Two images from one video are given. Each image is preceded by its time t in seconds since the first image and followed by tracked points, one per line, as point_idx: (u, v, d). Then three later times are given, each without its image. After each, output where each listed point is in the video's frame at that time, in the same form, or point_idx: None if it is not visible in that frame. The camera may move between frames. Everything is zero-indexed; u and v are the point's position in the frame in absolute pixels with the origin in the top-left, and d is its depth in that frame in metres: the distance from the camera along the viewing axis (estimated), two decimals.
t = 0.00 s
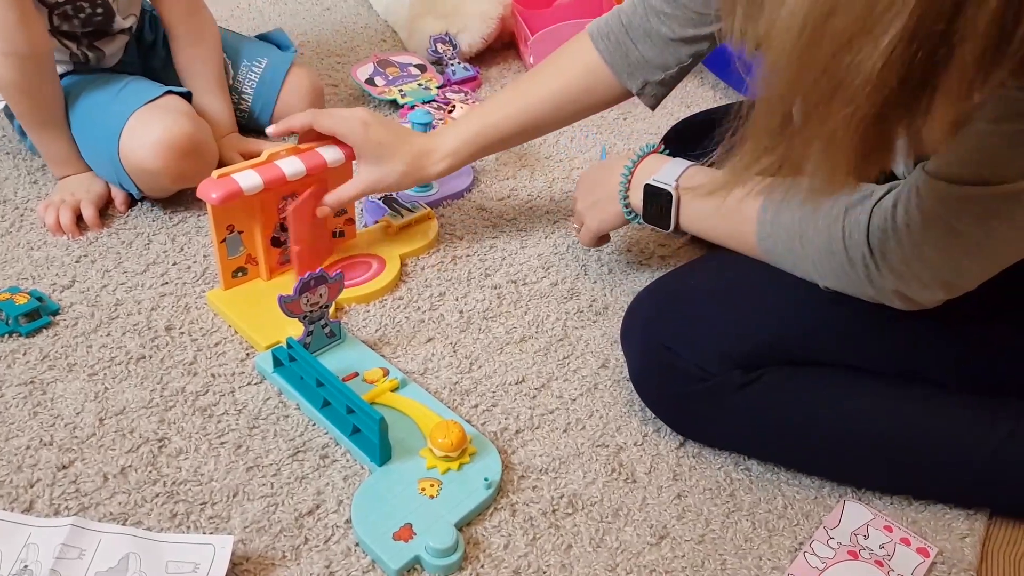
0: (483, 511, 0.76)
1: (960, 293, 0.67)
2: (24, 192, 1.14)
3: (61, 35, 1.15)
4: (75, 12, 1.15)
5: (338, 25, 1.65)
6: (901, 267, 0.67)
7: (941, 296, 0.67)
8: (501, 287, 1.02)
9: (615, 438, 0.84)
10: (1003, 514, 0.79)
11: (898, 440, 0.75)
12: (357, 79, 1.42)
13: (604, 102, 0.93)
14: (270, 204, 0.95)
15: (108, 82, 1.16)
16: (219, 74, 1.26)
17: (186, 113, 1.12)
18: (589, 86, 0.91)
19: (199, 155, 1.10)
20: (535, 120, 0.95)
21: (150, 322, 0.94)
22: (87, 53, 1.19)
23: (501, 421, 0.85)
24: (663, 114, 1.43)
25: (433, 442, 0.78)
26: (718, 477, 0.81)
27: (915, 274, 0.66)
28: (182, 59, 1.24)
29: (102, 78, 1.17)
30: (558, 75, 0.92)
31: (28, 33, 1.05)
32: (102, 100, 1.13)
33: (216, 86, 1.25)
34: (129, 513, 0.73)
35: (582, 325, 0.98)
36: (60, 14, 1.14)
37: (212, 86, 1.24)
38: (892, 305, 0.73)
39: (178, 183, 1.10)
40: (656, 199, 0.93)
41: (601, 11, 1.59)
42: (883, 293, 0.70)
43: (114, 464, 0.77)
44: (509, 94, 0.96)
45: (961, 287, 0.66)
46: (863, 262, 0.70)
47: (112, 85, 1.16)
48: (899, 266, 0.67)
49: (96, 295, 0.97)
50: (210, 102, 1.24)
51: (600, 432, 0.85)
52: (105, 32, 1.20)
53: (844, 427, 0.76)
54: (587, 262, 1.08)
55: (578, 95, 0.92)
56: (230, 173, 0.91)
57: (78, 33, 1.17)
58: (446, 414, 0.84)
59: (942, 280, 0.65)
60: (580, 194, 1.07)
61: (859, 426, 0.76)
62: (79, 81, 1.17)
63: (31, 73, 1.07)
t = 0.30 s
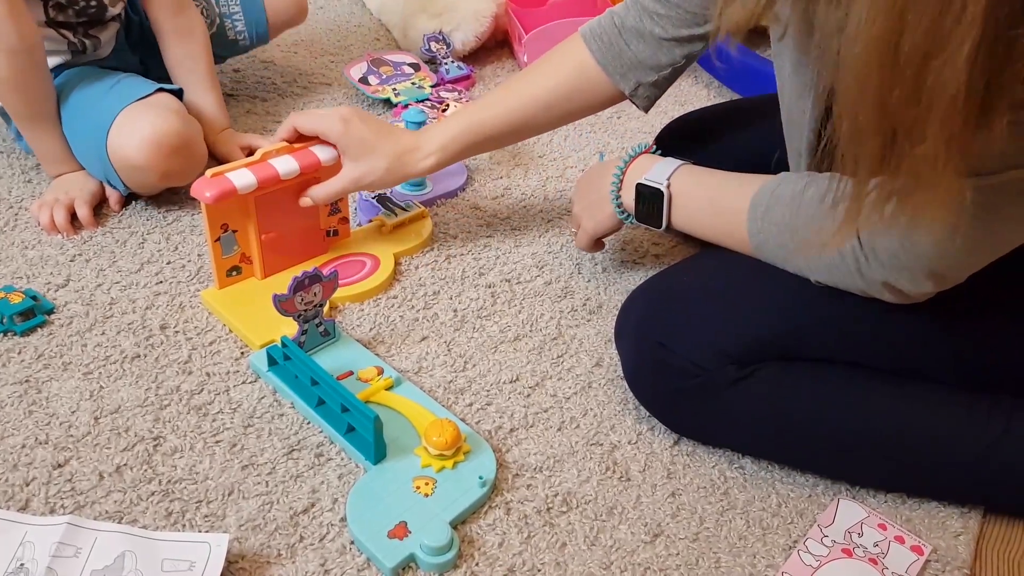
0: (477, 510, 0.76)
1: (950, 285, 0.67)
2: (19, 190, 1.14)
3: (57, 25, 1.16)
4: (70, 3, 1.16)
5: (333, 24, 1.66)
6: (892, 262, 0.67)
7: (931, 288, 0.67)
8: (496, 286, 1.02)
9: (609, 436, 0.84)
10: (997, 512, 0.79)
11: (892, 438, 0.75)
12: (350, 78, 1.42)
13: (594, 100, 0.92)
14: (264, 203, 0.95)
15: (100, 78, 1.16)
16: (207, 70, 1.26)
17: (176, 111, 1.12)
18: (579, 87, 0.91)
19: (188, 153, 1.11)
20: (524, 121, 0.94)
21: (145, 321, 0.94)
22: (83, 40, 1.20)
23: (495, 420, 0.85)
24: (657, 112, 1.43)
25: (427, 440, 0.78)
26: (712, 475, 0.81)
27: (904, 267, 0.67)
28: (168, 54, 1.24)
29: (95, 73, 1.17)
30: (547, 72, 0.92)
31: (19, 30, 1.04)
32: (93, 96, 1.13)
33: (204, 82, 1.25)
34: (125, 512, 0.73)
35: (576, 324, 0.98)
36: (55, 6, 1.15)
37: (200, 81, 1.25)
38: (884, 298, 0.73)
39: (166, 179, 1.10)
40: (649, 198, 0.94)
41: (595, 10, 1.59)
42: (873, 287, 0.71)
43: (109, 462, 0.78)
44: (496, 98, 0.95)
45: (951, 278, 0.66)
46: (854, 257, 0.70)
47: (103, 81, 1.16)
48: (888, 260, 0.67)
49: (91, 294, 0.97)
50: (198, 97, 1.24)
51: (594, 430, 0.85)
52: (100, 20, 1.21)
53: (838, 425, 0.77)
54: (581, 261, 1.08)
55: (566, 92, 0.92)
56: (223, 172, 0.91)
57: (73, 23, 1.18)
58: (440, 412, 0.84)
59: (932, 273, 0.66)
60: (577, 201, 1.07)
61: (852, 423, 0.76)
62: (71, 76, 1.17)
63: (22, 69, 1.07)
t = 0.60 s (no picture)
0: (480, 505, 0.76)
1: (951, 277, 0.68)
2: (19, 191, 1.14)
3: (69, 35, 1.18)
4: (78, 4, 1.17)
5: (331, 21, 1.66)
6: (891, 252, 0.68)
7: (932, 279, 0.68)
8: (496, 282, 1.03)
9: (611, 431, 0.85)
10: (998, 503, 0.79)
11: (893, 430, 0.76)
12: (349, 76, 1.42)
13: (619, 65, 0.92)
14: (264, 202, 0.96)
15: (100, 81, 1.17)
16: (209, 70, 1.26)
17: (177, 111, 1.13)
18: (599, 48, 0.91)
19: (187, 152, 1.11)
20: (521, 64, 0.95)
21: (147, 320, 0.94)
22: (93, 49, 1.20)
23: (497, 415, 0.85)
24: (656, 107, 1.44)
25: (430, 436, 0.79)
26: (713, 469, 0.82)
27: (904, 258, 0.67)
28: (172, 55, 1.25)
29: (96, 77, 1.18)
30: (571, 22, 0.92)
31: (19, 36, 1.04)
32: (95, 100, 1.14)
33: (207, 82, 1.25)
34: (130, 510, 0.74)
35: (577, 319, 0.98)
36: (64, 8, 1.16)
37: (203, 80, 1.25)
38: (884, 290, 0.74)
39: (168, 180, 1.10)
40: (649, 192, 0.94)
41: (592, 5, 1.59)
42: (874, 278, 0.72)
43: (114, 461, 0.78)
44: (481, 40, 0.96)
45: (952, 270, 0.67)
46: (854, 248, 0.71)
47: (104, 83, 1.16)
48: (889, 251, 0.68)
49: (93, 294, 0.97)
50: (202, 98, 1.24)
51: (596, 425, 0.85)
52: (108, 23, 1.21)
53: (839, 417, 0.77)
54: (581, 257, 1.08)
55: (585, 45, 0.91)
56: (223, 171, 0.92)
57: (82, 28, 1.19)
58: (442, 408, 0.84)
59: (932, 264, 0.66)
60: (579, 195, 1.07)
61: (854, 416, 0.76)
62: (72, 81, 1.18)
63: (23, 76, 1.08)
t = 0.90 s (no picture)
0: (481, 501, 0.76)
1: (953, 267, 0.68)
2: (19, 189, 1.14)
3: (93, 46, 1.17)
4: (105, 16, 1.16)
5: (330, 18, 1.66)
6: (891, 243, 0.68)
7: (934, 269, 0.67)
8: (496, 278, 1.03)
9: (611, 427, 0.85)
10: (999, 497, 0.79)
11: (893, 425, 0.76)
12: (348, 72, 1.42)
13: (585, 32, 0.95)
14: (265, 199, 0.96)
15: (119, 91, 1.17)
16: (230, 75, 1.25)
17: (199, 131, 1.13)
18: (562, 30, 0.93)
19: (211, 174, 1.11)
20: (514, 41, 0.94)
21: (147, 318, 0.94)
22: (115, 61, 1.20)
23: (497, 411, 0.85)
24: (655, 103, 1.43)
25: (431, 433, 0.79)
26: (714, 464, 0.82)
27: (907, 250, 0.67)
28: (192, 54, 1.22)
29: (115, 85, 1.18)
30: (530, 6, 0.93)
31: (29, 48, 1.04)
32: (115, 111, 1.14)
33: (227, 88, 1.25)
34: (131, 507, 0.74)
35: (577, 315, 0.98)
36: (89, 19, 1.15)
37: (223, 86, 1.24)
38: (888, 283, 0.73)
39: (188, 201, 1.10)
40: (648, 188, 0.94)
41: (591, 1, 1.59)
42: (876, 270, 0.71)
43: (115, 459, 0.78)
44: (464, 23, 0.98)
45: (954, 260, 0.66)
46: (855, 239, 0.71)
47: (123, 93, 1.16)
48: (891, 242, 0.68)
49: (93, 292, 0.97)
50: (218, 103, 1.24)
51: (596, 421, 0.85)
52: (134, 36, 1.20)
53: (839, 412, 0.77)
54: (581, 253, 1.08)
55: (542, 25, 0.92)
56: (223, 168, 0.92)
57: (107, 39, 1.18)
58: (443, 405, 0.84)
59: (934, 255, 0.66)
60: (579, 194, 1.07)
61: (854, 410, 0.76)
62: (91, 88, 1.18)
63: (35, 85, 1.07)
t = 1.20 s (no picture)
0: (482, 499, 0.76)
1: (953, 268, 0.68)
2: (20, 186, 1.14)
3: (110, 47, 1.16)
4: (127, 26, 1.16)
5: (332, 16, 1.66)
6: (895, 242, 0.68)
7: (935, 269, 0.68)
8: (497, 276, 1.03)
9: (613, 424, 0.85)
10: (1002, 495, 0.79)
11: (895, 422, 0.75)
12: (350, 70, 1.42)
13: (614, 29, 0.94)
14: (266, 197, 0.96)
15: (137, 92, 1.16)
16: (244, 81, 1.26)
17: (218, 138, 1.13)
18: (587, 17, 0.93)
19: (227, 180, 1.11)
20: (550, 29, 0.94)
21: (149, 315, 0.94)
22: (133, 62, 1.20)
23: (498, 409, 0.85)
24: (656, 100, 1.43)
25: (432, 430, 0.79)
26: (716, 462, 0.82)
27: (909, 250, 0.67)
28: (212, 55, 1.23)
29: (129, 87, 1.17)
30: None
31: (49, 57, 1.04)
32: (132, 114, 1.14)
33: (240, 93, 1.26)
34: (132, 505, 0.74)
35: (578, 312, 0.98)
36: (110, 26, 1.15)
37: (233, 91, 1.25)
38: (888, 281, 0.74)
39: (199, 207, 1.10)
40: (650, 185, 0.93)
41: None
42: (878, 269, 0.71)
43: (116, 456, 0.78)
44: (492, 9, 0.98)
45: (955, 260, 0.67)
46: (858, 239, 0.71)
47: (142, 96, 1.16)
48: (894, 242, 0.68)
49: (94, 289, 0.97)
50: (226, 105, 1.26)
51: (598, 418, 0.85)
52: (153, 40, 1.21)
53: (841, 408, 0.77)
54: (582, 250, 1.08)
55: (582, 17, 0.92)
56: (224, 166, 0.91)
57: (127, 44, 1.18)
58: (444, 402, 0.84)
59: (936, 254, 0.66)
60: (581, 191, 1.07)
61: (857, 408, 0.76)
62: (108, 87, 1.17)
63: (50, 90, 1.07)
